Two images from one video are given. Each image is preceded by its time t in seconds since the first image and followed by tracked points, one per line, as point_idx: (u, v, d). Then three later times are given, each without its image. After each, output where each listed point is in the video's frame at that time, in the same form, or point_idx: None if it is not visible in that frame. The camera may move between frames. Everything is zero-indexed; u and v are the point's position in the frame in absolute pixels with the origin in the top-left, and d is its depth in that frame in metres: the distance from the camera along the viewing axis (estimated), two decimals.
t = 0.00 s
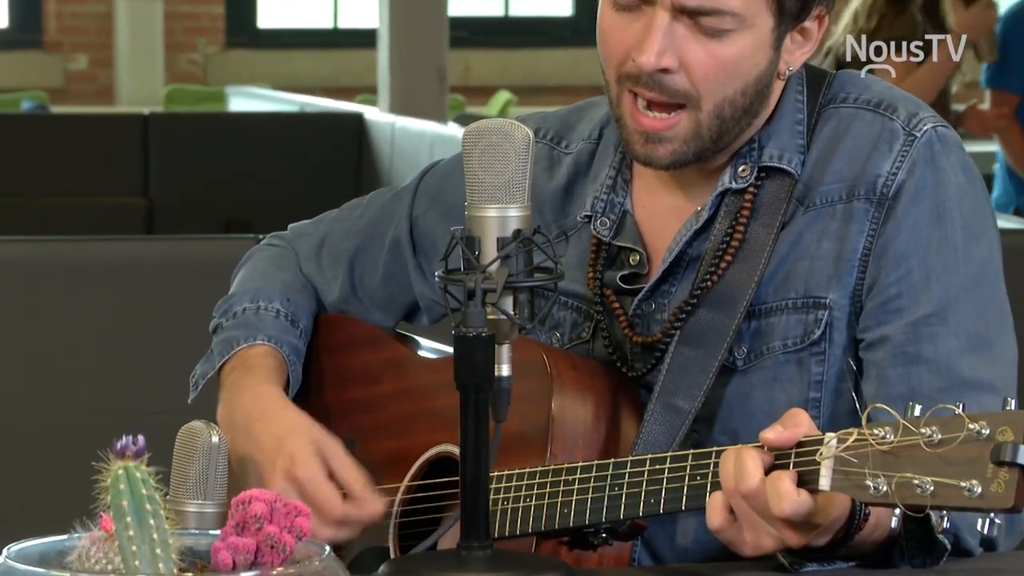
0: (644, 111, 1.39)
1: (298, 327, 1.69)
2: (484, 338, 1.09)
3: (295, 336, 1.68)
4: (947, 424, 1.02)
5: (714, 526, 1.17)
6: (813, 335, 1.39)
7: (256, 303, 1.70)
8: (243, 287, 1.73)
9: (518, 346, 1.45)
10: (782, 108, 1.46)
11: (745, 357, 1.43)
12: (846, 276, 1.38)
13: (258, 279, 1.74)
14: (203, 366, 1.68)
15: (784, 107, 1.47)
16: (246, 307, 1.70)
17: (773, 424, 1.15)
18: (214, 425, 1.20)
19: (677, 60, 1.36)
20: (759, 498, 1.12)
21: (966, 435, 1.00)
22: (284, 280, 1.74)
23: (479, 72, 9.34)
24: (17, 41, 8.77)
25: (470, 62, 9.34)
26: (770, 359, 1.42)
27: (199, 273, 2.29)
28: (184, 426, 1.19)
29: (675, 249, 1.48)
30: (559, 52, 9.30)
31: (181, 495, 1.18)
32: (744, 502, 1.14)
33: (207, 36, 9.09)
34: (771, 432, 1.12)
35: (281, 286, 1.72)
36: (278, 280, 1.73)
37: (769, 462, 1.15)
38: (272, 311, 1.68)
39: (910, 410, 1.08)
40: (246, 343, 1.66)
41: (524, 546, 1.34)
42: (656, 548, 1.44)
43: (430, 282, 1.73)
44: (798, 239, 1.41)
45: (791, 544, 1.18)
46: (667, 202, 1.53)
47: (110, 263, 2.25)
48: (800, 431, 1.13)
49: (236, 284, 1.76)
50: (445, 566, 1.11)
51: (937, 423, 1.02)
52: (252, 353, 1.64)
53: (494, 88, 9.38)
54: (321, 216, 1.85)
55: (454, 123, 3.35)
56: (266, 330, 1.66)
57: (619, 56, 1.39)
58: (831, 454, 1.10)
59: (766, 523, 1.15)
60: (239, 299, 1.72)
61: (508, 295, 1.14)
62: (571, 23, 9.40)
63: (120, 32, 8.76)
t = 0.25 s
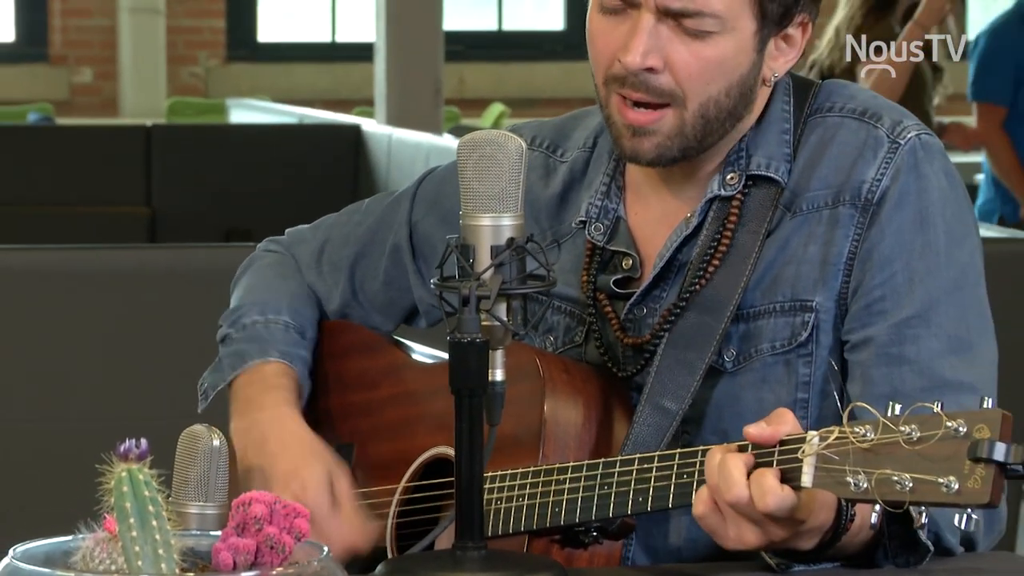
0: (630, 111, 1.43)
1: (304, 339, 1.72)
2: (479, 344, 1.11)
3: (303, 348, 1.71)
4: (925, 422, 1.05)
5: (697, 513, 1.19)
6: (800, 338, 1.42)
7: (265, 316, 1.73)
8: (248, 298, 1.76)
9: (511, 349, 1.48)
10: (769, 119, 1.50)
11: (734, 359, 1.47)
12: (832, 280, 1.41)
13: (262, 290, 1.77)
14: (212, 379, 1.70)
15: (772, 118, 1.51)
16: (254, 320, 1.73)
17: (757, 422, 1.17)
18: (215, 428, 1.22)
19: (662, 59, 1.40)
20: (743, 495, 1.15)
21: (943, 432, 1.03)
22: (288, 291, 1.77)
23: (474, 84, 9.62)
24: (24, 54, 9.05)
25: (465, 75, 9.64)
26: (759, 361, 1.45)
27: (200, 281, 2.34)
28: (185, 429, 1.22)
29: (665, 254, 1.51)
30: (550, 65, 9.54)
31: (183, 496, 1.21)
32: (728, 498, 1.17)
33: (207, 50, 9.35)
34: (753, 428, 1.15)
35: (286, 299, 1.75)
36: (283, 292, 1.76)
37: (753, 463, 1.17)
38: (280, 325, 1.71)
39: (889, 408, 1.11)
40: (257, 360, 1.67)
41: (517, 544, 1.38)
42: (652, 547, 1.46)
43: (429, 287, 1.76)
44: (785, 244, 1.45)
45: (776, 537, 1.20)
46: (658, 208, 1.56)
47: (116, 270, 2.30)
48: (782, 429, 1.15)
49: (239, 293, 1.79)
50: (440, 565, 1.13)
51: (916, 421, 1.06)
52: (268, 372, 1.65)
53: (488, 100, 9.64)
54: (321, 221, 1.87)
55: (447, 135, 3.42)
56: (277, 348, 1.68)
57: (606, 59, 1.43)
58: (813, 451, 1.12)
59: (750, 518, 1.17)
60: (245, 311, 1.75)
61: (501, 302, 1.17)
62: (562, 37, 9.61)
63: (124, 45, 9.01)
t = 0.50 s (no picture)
0: (620, 110, 1.45)
1: (306, 335, 1.76)
2: (474, 350, 1.13)
3: (304, 343, 1.75)
4: (910, 426, 1.08)
5: (686, 517, 1.22)
6: (789, 344, 1.45)
7: (268, 311, 1.77)
8: (253, 296, 1.80)
9: (507, 356, 1.52)
10: (760, 130, 1.53)
11: (724, 365, 1.50)
12: (820, 287, 1.44)
13: (267, 289, 1.81)
14: (215, 370, 1.74)
15: (762, 129, 1.54)
16: (258, 315, 1.77)
17: (746, 425, 1.21)
18: (217, 432, 1.26)
19: (653, 61, 1.44)
20: (731, 495, 1.18)
21: (928, 436, 1.06)
22: (292, 291, 1.80)
23: (469, 98, 9.74)
24: (30, 68, 9.16)
25: (460, 88, 9.78)
26: (749, 367, 1.48)
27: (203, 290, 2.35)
28: (188, 433, 1.25)
29: (657, 262, 1.54)
30: (545, 78, 9.79)
31: (186, 499, 1.24)
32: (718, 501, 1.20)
33: (210, 64, 9.51)
34: (741, 431, 1.19)
35: (291, 297, 1.79)
36: (287, 291, 1.80)
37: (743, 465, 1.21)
38: (283, 320, 1.75)
39: (876, 413, 1.14)
40: (258, 350, 1.72)
41: (512, 546, 1.40)
42: (646, 548, 1.49)
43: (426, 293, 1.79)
44: (775, 252, 1.48)
45: (765, 539, 1.23)
46: (652, 216, 1.59)
47: (118, 279, 2.32)
48: (770, 433, 1.19)
49: (244, 296, 1.83)
50: (436, 566, 1.15)
51: (901, 425, 1.09)
52: (266, 358, 1.70)
53: (483, 112, 9.83)
54: (324, 232, 1.91)
55: (443, 146, 3.47)
56: (279, 337, 1.73)
57: (598, 61, 1.47)
58: (801, 454, 1.15)
59: (738, 521, 1.20)
60: (250, 308, 1.79)
61: (497, 309, 1.19)
62: (556, 50, 9.86)
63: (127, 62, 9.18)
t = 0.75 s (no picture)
0: (618, 123, 1.48)
1: (311, 350, 1.77)
2: (474, 358, 1.15)
3: (310, 359, 1.76)
4: (901, 431, 1.11)
5: (684, 523, 1.25)
6: (783, 352, 1.48)
7: (272, 327, 1.77)
8: (256, 311, 1.81)
9: (505, 363, 1.54)
10: (755, 143, 1.57)
11: (718, 373, 1.53)
12: (813, 297, 1.47)
13: (271, 303, 1.82)
14: (219, 386, 1.75)
15: (757, 142, 1.57)
16: (262, 330, 1.78)
17: (741, 431, 1.24)
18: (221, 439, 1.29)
19: (652, 74, 1.46)
20: (725, 498, 1.21)
21: (918, 441, 1.09)
22: (296, 305, 1.82)
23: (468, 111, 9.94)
24: (42, 83, 9.38)
25: (458, 102, 9.93)
26: (743, 374, 1.51)
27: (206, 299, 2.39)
28: (193, 440, 1.28)
29: (654, 271, 1.57)
30: (543, 94, 9.94)
31: (191, 503, 1.27)
32: (712, 504, 1.22)
33: (214, 78, 9.68)
34: (736, 438, 1.21)
35: (294, 311, 1.80)
36: (291, 305, 1.81)
37: (737, 469, 1.24)
38: (287, 335, 1.76)
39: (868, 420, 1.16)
40: (264, 366, 1.72)
41: (511, 549, 1.43)
42: (642, 551, 1.52)
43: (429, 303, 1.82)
44: (769, 262, 1.51)
45: (758, 543, 1.25)
46: (649, 226, 1.62)
47: (123, 288, 2.36)
48: (763, 440, 1.22)
49: (247, 309, 1.84)
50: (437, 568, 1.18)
51: (892, 430, 1.11)
52: (274, 377, 1.71)
53: (482, 126, 9.99)
54: (326, 243, 1.94)
55: (441, 159, 3.53)
56: (284, 356, 1.73)
57: (597, 76, 1.49)
58: (794, 459, 1.18)
59: (732, 523, 1.23)
60: (254, 323, 1.80)
61: (495, 317, 1.22)
62: (553, 67, 10.12)
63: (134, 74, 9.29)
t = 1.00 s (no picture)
0: (618, 137, 1.51)
1: (311, 349, 1.82)
2: (473, 366, 1.17)
3: (309, 357, 1.81)
4: (892, 440, 1.14)
5: (677, 529, 1.28)
6: (776, 362, 1.51)
7: (276, 325, 1.82)
8: (261, 313, 1.86)
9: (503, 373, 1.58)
10: (751, 158, 1.60)
11: (713, 382, 1.56)
12: (806, 307, 1.50)
13: (277, 306, 1.86)
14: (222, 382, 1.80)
15: (753, 156, 1.60)
16: (266, 329, 1.82)
17: (735, 439, 1.27)
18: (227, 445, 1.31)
19: (655, 89, 1.50)
20: (719, 504, 1.24)
21: (909, 449, 1.12)
22: (300, 309, 1.86)
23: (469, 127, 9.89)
24: (52, 97, 9.52)
25: (457, 115, 9.91)
26: (738, 383, 1.55)
27: (209, 307, 2.44)
28: (200, 445, 1.31)
29: (650, 282, 1.60)
30: (538, 107, 10.02)
31: (197, 508, 1.30)
32: (707, 510, 1.26)
33: (222, 93, 9.72)
34: (731, 445, 1.24)
35: (298, 312, 1.85)
36: (295, 308, 1.86)
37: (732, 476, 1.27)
38: (289, 334, 1.81)
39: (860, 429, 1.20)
40: (265, 359, 1.78)
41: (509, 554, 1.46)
42: (638, 556, 1.55)
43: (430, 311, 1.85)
44: (763, 274, 1.54)
45: (750, 548, 1.28)
46: (647, 237, 1.65)
47: (128, 296, 2.41)
48: (758, 446, 1.25)
49: (253, 313, 1.89)
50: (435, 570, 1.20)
51: (883, 439, 1.15)
52: (272, 367, 1.76)
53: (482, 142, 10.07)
54: (332, 253, 1.97)
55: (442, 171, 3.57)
56: (284, 350, 1.79)
57: (602, 89, 1.53)
58: (787, 467, 1.21)
59: (725, 529, 1.26)
60: (259, 322, 1.85)
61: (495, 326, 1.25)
62: (551, 83, 10.19)
63: (142, 90, 9.40)
